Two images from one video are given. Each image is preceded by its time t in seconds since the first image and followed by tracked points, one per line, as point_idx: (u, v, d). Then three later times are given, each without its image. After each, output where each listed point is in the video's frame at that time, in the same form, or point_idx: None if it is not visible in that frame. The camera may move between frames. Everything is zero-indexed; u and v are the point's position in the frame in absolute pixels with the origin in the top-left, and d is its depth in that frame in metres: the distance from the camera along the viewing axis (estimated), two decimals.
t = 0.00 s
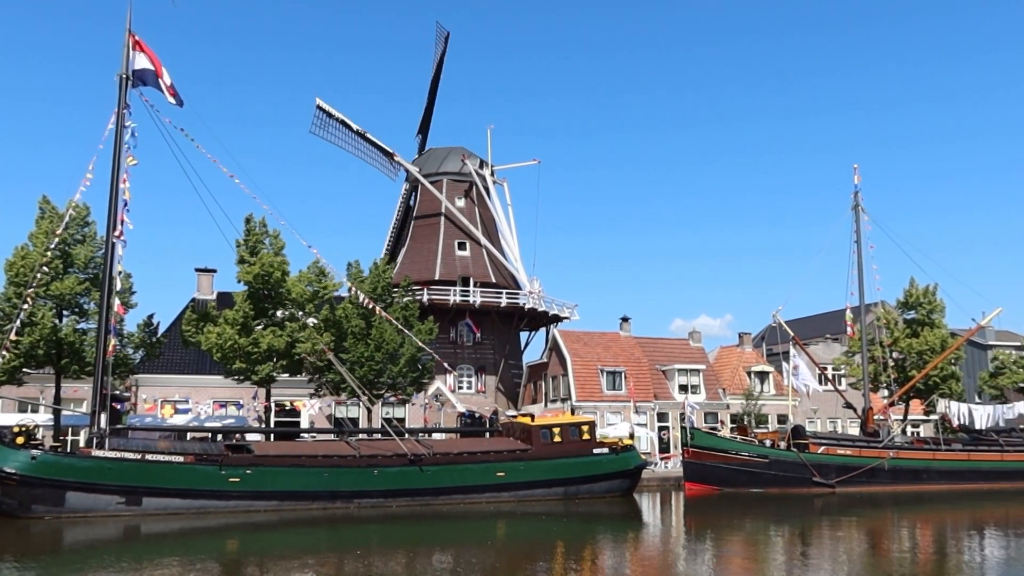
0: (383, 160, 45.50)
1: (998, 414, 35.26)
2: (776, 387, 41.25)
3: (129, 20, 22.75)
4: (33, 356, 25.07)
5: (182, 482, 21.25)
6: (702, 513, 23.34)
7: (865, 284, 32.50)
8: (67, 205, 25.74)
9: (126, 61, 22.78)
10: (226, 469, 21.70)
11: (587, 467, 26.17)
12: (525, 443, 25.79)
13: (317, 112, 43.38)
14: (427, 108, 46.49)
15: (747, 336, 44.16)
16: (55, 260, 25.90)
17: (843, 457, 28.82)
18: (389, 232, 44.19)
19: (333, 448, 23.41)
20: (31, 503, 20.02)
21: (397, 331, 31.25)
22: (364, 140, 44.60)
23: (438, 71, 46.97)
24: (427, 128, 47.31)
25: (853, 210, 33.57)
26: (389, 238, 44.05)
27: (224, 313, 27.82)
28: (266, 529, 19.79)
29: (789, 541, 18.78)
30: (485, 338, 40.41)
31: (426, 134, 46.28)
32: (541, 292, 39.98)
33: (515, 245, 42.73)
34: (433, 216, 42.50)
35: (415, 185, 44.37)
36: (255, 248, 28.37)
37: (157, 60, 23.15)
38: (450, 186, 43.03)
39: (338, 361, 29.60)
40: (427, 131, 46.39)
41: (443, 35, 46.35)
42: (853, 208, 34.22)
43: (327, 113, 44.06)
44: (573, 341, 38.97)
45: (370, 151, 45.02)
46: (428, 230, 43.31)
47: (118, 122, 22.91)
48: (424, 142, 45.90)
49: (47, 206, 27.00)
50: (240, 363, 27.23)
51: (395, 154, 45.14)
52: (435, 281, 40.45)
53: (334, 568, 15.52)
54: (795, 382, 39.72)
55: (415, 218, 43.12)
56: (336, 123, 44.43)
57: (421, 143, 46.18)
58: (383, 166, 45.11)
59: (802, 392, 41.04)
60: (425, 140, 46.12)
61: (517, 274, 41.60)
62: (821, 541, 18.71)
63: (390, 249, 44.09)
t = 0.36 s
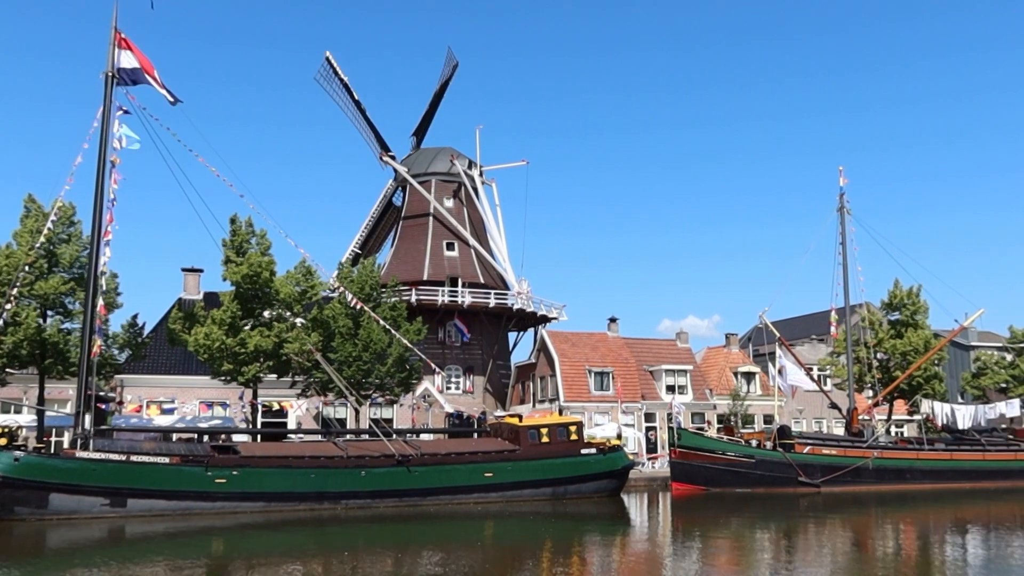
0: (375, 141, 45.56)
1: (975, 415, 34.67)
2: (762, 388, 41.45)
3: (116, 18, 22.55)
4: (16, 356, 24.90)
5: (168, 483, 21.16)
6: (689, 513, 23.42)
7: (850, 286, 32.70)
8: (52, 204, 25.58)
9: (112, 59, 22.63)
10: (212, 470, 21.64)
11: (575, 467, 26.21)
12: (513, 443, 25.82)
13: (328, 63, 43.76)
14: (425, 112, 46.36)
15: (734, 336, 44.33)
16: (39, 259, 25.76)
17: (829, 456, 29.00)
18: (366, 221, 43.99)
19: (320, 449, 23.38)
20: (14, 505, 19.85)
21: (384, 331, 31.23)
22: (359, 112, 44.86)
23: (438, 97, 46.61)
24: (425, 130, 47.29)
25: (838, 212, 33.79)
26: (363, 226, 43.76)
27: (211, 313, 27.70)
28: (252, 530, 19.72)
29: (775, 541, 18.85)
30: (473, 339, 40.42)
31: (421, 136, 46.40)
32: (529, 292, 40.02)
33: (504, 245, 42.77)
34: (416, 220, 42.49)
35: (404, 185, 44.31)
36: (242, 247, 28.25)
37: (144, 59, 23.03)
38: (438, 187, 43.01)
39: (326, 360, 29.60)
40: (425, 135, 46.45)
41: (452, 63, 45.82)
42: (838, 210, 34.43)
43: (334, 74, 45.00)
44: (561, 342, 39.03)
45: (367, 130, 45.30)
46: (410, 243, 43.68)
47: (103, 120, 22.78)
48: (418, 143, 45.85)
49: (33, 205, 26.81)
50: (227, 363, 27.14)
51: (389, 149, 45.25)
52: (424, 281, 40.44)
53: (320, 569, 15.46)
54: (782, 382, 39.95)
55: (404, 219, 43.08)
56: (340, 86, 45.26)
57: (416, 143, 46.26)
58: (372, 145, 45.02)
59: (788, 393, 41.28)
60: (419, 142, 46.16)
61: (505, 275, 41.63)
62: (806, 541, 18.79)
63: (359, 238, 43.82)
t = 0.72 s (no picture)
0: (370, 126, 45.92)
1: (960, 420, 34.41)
2: (749, 388, 41.64)
3: (100, 15, 22.40)
4: None
5: (153, 484, 21.02)
6: (676, 513, 23.48)
7: (836, 286, 32.89)
8: (35, 203, 25.32)
9: (97, 57, 22.46)
10: (198, 471, 21.53)
11: (562, 468, 26.23)
12: (501, 444, 25.82)
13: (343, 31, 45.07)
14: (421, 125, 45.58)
15: (722, 337, 44.49)
16: (23, 258, 25.51)
17: (815, 457, 29.15)
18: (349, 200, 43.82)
19: (307, 450, 23.29)
20: None
21: (373, 331, 31.19)
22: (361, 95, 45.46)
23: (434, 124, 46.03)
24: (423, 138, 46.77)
25: (824, 214, 33.96)
26: (346, 203, 43.64)
27: (197, 313, 27.53)
28: (238, 531, 19.64)
29: (761, 541, 18.90)
30: (461, 339, 40.37)
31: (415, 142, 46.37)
32: (517, 293, 40.03)
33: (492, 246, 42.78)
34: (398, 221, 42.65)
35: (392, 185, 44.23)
36: (228, 247, 28.10)
37: (129, 57, 22.91)
38: (427, 187, 42.91)
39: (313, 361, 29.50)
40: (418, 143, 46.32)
41: (453, 99, 45.55)
42: (825, 212, 34.61)
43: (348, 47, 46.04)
44: (549, 343, 39.06)
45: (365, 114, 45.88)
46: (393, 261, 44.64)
47: (88, 119, 22.61)
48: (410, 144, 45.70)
49: (16, 204, 26.55)
50: (214, 363, 26.97)
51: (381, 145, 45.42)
52: (412, 281, 40.37)
53: (306, 571, 15.39)
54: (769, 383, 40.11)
55: (392, 219, 42.98)
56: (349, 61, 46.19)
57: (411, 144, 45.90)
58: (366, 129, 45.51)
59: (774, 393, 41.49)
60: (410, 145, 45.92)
61: (493, 275, 41.62)
62: (792, 541, 18.84)
63: (334, 215, 43.61)
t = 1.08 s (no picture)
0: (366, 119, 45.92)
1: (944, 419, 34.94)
2: (735, 389, 41.79)
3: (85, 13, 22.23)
4: None
5: (138, 485, 20.88)
6: (663, 514, 23.53)
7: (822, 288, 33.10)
8: (19, 202, 25.10)
9: (82, 55, 22.29)
10: (184, 472, 21.41)
11: (549, 468, 26.24)
12: (488, 444, 25.81)
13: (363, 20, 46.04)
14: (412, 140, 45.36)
15: (708, 338, 44.64)
16: (6, 258, 25.29)
17: (800, 457, 29.31)
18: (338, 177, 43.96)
19: (294, 451, 23.21)
20: None
21: (360, 331, 31.12)
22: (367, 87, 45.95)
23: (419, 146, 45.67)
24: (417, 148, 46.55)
25: (810, 216, 34.16)
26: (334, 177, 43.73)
27: (183, 313, 27.40)
28: (224, 533, 19.54)
29: (748, 541, 18.95)
30: (448, 340, 40.31)
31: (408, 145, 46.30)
32: (505, 293, 40.03)
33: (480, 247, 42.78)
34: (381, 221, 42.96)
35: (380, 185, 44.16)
36: (214, 247, 27.96)
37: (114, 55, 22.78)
38: (415, 187, 42.86)
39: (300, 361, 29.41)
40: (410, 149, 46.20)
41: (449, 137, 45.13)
42: (811, 214, 34.81)
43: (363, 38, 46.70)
44: (537, 343, 39.10)
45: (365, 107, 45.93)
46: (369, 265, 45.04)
47: (73, 117, 22.45)
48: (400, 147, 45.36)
49: None
50: (200, 364, 26.88)
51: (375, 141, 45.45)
52: (399, 282, 40.30)
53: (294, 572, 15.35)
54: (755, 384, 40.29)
55: (380, 219, 42.90)
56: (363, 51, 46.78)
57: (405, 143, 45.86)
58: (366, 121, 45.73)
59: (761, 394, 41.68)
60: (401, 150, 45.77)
61: (481, 276, 41.60)
62: (778, 541, 18.91)
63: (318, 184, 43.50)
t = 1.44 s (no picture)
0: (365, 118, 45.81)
1: (929, 420, 35.33)
2: (722, 390, 41.93)
3: (71, 10, 22.12)
4: None
5: (123, 487, 20.74)
6: (651, 514, 23.53)
7: (808, 290, 33.23)
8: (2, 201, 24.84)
9: (66, 52, 22.13)
10: (169, 474, 21.28)
11: (537, 469, 26.23)
12: (476, 445, 25.77)
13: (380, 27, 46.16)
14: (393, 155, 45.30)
15: (696, 340, 44.77)
16: None
17: (787, 457, 29.44)
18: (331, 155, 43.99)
19: (280, 452, 23.11)
20: None
21: (348, 332, 31.00)
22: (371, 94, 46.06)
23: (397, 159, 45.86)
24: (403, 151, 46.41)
25: (797, 218, 34.33)
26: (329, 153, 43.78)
27: (169, 313, 27.22)
28: (209, 535, 19.41)
29: (735, 541, 19.01)
30: (437, 341, 40.24)
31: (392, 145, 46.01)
32: (493, 294, 39.99)
33: (468, 248, 42.75)
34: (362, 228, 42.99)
35: (368, 185, 44.08)
36: (200, 247, 27.79)
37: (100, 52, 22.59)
38: (403, 187, 42.78)
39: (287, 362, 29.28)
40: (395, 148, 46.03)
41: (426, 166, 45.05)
42: (797, 216, 34.97)
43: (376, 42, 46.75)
44: (525, 344, 39.08)
45: (366, 105, 45.87)
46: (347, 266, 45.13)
47: (57, 115, 22.27)
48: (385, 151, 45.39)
49: None
50: (186, 364, 26.74)
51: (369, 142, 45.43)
52: (387, 282, 40.19)
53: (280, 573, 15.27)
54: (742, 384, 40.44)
55: (368, 219, 42.80)
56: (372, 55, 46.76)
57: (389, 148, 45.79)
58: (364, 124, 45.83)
59: (747, 394, 41.85)
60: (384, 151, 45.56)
61: (470, 277, 41.57)
62: (765, 541, 18.98)
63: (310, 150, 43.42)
